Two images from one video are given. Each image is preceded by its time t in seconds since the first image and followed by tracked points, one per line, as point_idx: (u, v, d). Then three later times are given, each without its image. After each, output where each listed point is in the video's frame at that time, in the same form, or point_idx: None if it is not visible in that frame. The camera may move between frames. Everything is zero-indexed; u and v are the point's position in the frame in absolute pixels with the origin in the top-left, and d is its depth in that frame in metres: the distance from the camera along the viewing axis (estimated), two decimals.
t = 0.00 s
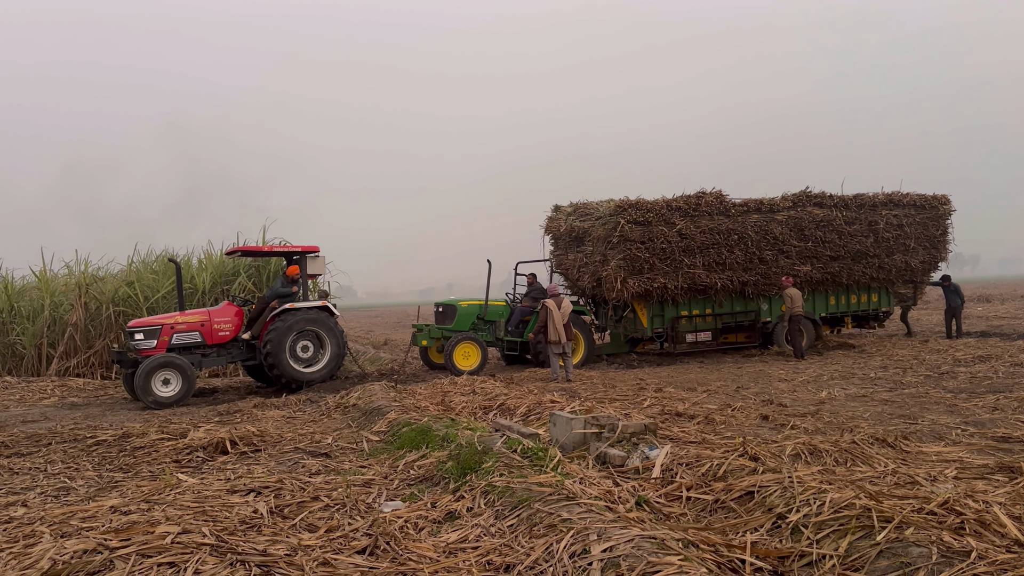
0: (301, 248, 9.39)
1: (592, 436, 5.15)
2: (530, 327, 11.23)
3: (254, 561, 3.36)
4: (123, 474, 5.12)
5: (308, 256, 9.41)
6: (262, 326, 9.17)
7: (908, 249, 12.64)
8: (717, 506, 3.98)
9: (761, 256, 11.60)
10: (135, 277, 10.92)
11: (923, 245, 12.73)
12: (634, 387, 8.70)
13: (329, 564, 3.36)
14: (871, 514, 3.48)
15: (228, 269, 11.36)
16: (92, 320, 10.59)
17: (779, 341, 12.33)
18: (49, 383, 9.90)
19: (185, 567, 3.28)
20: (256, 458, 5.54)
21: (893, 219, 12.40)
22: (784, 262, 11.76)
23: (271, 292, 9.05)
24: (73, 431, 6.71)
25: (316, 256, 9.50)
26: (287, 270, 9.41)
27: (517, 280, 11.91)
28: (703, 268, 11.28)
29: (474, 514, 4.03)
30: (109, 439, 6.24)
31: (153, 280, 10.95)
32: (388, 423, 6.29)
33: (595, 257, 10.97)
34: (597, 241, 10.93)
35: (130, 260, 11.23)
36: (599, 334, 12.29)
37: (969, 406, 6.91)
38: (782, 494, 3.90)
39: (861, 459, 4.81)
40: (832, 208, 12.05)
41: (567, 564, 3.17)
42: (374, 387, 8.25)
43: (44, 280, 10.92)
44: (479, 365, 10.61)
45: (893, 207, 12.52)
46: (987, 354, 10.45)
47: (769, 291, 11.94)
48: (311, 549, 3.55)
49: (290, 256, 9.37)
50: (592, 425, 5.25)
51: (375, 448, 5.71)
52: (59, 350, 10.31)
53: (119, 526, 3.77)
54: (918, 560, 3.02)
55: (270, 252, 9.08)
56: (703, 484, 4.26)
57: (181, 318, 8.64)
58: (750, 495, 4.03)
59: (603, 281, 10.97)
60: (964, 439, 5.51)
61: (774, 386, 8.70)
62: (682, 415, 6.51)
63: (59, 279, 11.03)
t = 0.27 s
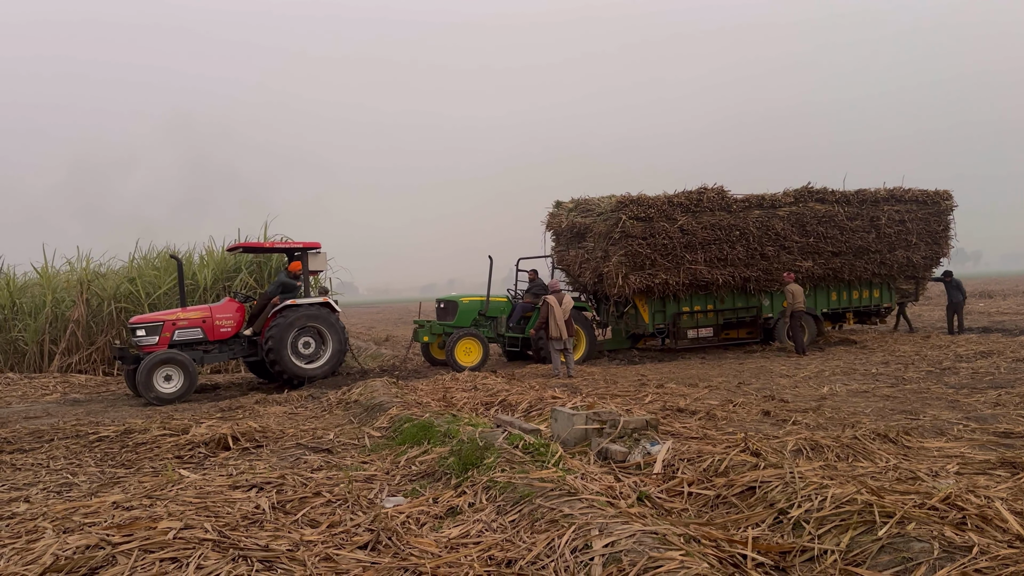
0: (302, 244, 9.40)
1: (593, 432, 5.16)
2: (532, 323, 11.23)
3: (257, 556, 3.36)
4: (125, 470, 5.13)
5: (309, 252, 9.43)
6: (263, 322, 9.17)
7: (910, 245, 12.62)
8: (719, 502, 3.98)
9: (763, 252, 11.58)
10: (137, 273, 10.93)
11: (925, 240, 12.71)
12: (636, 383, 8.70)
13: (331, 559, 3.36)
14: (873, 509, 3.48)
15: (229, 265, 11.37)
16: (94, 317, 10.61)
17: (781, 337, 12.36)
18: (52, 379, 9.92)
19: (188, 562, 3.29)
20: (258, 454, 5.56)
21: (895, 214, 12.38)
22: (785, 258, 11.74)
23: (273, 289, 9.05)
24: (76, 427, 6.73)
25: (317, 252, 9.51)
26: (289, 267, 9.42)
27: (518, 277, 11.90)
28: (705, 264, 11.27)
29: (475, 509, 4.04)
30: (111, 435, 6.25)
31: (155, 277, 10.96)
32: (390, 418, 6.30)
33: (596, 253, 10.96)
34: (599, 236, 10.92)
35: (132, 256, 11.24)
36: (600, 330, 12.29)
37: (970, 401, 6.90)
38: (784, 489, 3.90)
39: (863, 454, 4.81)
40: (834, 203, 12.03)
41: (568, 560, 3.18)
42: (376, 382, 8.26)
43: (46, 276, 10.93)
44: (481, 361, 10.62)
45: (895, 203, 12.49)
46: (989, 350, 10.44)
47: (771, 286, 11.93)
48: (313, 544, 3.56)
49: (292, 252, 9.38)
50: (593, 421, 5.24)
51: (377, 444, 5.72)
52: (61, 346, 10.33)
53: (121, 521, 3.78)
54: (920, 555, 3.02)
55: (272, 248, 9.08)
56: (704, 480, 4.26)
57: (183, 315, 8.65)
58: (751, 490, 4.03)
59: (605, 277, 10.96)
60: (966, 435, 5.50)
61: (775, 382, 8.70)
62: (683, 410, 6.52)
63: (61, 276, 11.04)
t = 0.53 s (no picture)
0: (303, 240, 9.39)
1: (594, 428, 5.17)
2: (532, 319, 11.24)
3: (258, 552, 3.37)
4: (127, 466, 5.13)
5: (310, 248, 9.42)
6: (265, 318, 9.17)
7: (911, 241, 12.60)
8: (719, 497, 3.98)
9: (764, 248, 11.57)
10: (138, 269, 10.93)
11: (927, 236, 12.69)
12: (636, 379, 8.70)
13: (332, 554, 3.37)
14: (873, 505, 3.48)
15: (230, 261, 11.37)
16: (95, 313, 10.61)
17: (782, 333, 12.34)
18: (53, 375, 9.94)
19: (189, 557, 3.29)
20: (259, 449, 5.56)
21: (897, 210, 12.35)
22: (787, 254, 11.72)
23: (274, 285, 9.05)
24: (77, 422, 6.73)
25: (318, 248, 9.50)
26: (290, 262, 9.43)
27: (519, 273, 11.90)
28: (706, 259, 11.25)
29: (476, 505, 4.04)
30: (113, 431, 6.26)
31: (156, 273, 10.96)
32: (391, 414, 6.30)
33: (597, 249, 10.96)
34: (600, 232, 10.91)
35: (133, 252, 11.24)
36: (601, 326, 12.29)
37: (972, 397, 6.90)
38: (785, 485, 3.90)
39: (864, 450, 4.81)
40: (835, 199, 12.01)
41: (569, 555, 3.18)
42: (376, 378, 8.27)
43: (47, 272, 10.93)
44: (482, 356, 10.63)
45: (896, 198, 12.47)
46: (990, 346, 10.43)
47: (772, 282, 11.92)
48: (314, 540, 3.57)
49: (293, 248, 9.37)
50: (593, 417, 5.25)
51: (378, 439, 5.72)
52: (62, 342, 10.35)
53: (123, 516, 3.79)
54: (921, 551, 3.02)
55: (272, 244, 9.08)
56: (705, 475, 4.26)
57: (184, 310, 8.65)
58: (752, 486, 4.03)
59: (606, 273, 10.95)
60: (967, 431, 5.50)
61: (776, 377, 8.69)
62: (684, 406, 6.51)
63: (62, 271, 11.04)
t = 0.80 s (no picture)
0: (303, 236, 9.38)
1: (593, 425, 5.17)
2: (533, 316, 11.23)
3: (257, 548, 3.37)
4: (126, 462, 5.14)
5: (310, 244, 9.40)
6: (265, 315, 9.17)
7: (912, 238, 12.59)
8: (719, 494, 3.98)
9: (764, 245, 11.56)
10: (138, 265, 10.93)
11: (927, 234, 12.67)
12: (636, 376, 8.71)
13: (331, 551, 3.37)
14: (872, 502, 3.48)
15: (230, 258, 11.36)
16: (95, 309, 10.61)
17: (781, 330, 12.36)
18: (53, 371, 9.94)
19: (188, 554, 3.29)
20: (259, 446, 5.56)
21: (897, 207, 12.34)
22: (787, 251, 11.71)
23: (274, 281, 9.05)
24: (77, 419, 6.74)
25: (319, 245, 9.48)
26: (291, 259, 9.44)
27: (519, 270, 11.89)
28: (706, 256, 11.24)
29: (475, 502, 4.04)
30: (112, 427, 6.26)
31: (156, 269, 10.95)
32: (391, 411, 6.31)
33: (598, 246, 10.95)
34: (600, 229, 10.89)
35: (133, 249, 11.23)
36: (601, 323, 12.29)
37: (971, 394, 6.90)
38: (784, 482, 3.90)
39: (863, 447, 4.81)
40: (836, 196, 11.99)
41: (568, 552, 3.18)
42: (377, 375, 8.27)
43: (47, 268, 10.93)
44: (482, 353, 10.63)
45: (897, 196, 12.45)
46: (990, 343, 10.43)
47: (772, 279, 11.91)
48: (314, 536, 3.57)
49: (292, 245, 9.36)
50: (593, 414, 5.25)
51: (377, 436, 5.72)
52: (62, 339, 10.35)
53: (122, 513, 3.79)
54: (920, 548, 3.02)
55: (272, 240, 9.07)
56: (705, 472, 4.26)
57: (184, 307, 8.65)
58: (751, 483, 4.03)
59: (606, 270, 10.95)
60: (966, 428, 5.50)
61: (776, 375, 8.69)
62: (684, 403, 6.51)
63: (62, 268, 11.03)
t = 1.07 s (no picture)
0: (302, 233, 9.37)
1: (592, 422, 5.16)
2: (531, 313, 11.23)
3: (254, 544, 3.37)
4: (124, 458, 5.13)
5: (309, 241, 9.38)
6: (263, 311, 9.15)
7: (910, 236, 12.59)
8: (716, 491, 3.99)
9: (763, 243, 11.56)
10: (136, 261, 10.91)
11: (926, 231, 12.68)
12: (635, 373, 8.72)
13: (329, 547, 3.37)
14: (869, 500, 3.48)
15: (228, 254, 11.35)
16: (93, 305, 10.60)
17: (780, 327, 12.36)
18: (51, 367, 9.93)
19: (185, 550, 3.29)
20: (257, 442, 5.56)
21: (896, 205, 12.34)
22: (785, 249, 11.72)
23: (273, 277, 9.03)
24: (75, 414, 6.73)
25: (317, 241, 9.47)
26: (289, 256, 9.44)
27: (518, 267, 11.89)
28: (705, 253, 11.24)
29: (473, 498, 4.04)
30: (110, 423, 6.25)
31: (155, 265, 10.94)
32: (389, 408, 6.31)
33: (596, 243, 10.95)
34: (599, 226, 10.88)
35: (131, 245, 11.22)
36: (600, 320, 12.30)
37: (969, 392, 6.91)
38: (781, 480, 3.90)
39: (860, 445, 4.82)
40: (834, 194, 11.99)
41: (565, 548, 3.18)
42: (375, 371, 8.28)
43: (45, 264, 10.92)
44: (480, 349, 10.63)
45: (895, 193, 12.45)
46: (988, 341, 10.44)
47: (771, 277, 11.92)
48: (311, 533, 3.57)
49: (291, 241, 9.34)
50: (592, 411, 5.24)
51: (375, 433, 5.72)
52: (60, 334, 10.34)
53: (119, 509, 3.79)
54: (917, 546, 3.03)
55: (270, 237, 9.04)
56: (702, 469, 4.27)
57: (182, 303, 8.64)
58: (748, 480, 4.04)
59: (605, 267, 10.95)
60: (964, 426, 5.51)
61: (774, 372, 8.71)
62: (682, 400, 6.52)
63: (61, 263, 11.02)
